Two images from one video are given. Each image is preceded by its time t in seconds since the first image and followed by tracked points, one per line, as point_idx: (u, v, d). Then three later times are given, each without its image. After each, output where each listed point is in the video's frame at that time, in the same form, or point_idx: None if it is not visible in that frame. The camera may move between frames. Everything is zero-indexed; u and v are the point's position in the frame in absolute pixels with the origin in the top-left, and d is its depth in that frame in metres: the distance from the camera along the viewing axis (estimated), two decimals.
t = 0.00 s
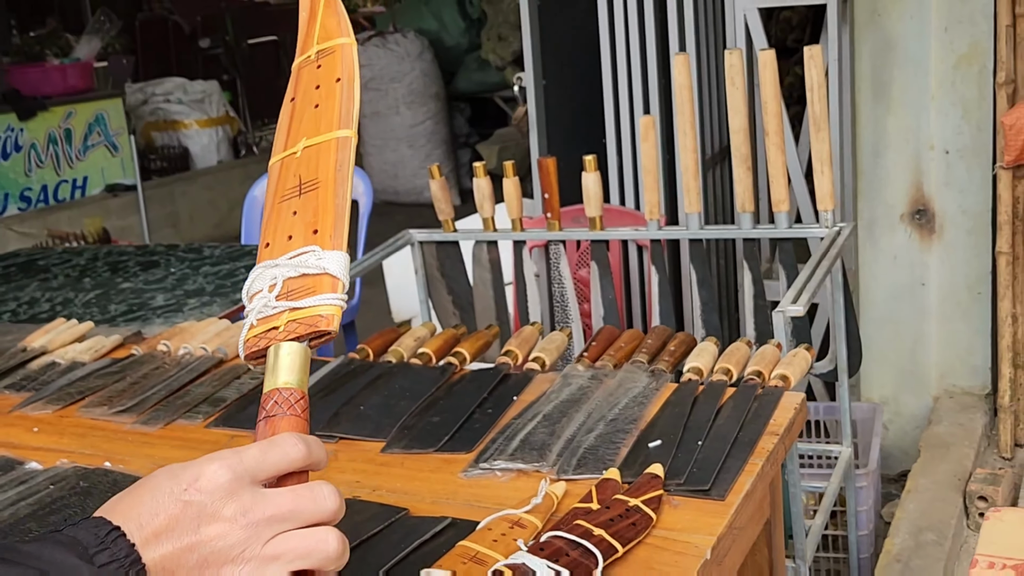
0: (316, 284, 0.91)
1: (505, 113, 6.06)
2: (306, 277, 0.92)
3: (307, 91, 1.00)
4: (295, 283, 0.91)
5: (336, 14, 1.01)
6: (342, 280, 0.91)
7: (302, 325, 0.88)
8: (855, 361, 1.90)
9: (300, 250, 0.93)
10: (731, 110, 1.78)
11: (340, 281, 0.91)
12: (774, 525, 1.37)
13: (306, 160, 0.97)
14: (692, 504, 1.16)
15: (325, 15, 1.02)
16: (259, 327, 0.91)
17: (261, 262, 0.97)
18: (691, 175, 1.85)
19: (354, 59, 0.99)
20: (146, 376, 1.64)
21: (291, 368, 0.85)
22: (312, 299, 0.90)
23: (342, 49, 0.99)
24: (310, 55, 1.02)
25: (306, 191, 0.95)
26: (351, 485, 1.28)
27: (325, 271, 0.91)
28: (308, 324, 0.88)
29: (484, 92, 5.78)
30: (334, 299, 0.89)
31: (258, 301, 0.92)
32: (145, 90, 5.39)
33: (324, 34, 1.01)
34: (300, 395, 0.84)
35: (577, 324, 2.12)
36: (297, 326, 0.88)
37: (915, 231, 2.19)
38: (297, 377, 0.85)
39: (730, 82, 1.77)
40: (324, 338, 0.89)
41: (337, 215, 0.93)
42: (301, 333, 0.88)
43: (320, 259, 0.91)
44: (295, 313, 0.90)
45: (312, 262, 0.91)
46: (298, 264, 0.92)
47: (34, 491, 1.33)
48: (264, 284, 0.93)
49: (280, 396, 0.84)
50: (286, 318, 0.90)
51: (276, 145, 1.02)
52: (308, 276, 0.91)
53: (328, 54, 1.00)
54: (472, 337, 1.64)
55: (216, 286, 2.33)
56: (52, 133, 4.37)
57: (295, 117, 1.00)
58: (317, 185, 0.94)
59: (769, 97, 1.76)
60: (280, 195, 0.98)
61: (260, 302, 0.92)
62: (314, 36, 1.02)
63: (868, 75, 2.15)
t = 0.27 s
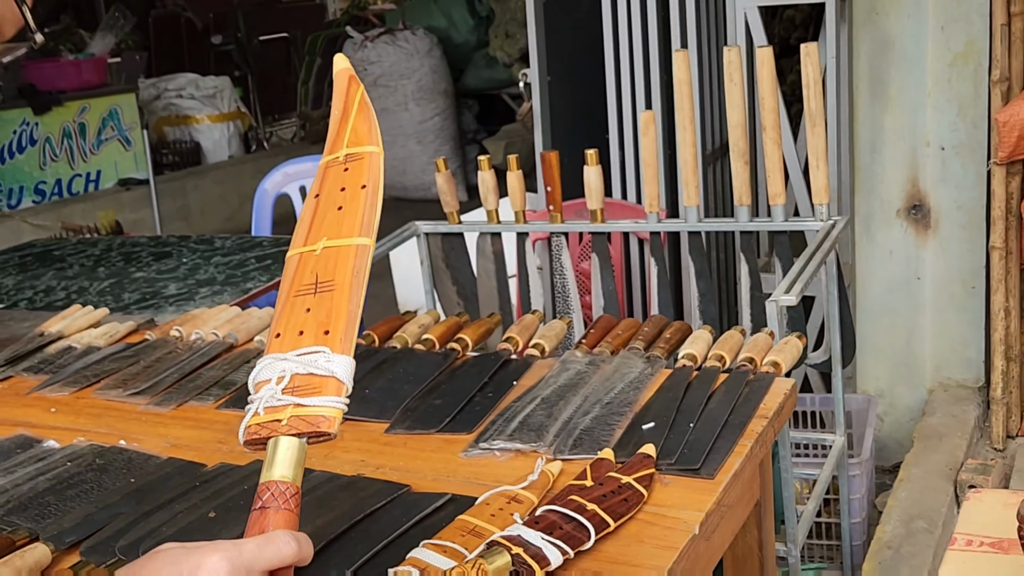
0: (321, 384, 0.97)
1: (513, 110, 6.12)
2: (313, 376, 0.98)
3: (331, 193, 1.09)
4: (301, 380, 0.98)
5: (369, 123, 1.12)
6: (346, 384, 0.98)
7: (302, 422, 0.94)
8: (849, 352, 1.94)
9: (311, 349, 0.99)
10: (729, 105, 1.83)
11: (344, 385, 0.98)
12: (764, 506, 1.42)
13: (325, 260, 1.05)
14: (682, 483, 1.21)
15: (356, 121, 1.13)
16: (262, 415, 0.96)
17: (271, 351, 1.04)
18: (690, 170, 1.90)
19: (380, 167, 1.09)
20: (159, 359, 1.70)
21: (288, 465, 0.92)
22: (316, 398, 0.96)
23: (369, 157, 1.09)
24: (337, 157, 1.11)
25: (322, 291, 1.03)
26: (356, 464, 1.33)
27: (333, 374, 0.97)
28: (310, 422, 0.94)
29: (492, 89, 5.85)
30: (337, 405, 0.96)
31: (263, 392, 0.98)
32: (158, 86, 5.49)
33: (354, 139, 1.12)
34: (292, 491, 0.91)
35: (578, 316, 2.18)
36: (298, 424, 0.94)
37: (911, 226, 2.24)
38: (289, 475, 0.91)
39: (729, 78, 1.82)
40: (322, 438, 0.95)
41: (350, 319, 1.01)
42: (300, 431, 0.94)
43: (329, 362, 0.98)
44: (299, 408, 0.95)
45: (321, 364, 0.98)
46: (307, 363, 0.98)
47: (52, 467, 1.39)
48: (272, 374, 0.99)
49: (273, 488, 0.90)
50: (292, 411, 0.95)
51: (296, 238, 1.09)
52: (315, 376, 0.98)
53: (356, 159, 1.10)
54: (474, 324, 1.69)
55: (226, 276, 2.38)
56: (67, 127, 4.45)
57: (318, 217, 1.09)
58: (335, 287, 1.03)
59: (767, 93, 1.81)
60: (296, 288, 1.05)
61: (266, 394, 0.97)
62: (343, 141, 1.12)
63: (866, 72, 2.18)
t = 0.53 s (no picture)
0: (306, 452, 0.90)
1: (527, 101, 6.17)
2: (300, 441, 0.91)
3: (333, 259, 1.01)
4: (288, 446, 0.90)
5: (377, 193, 1.04)
6: (332, 454, 0.91)
7: (284, 489, 0.87)
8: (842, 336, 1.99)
9: (299, 416, 0.92)
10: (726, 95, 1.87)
11: (330, 454, 0.91)
12: (750, 480, 1.47)
13: (322, 330, 0.98)
14: (667, 454, 1.26)
15: (365, 188, 1.04)
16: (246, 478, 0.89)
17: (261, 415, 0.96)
18: (688, 158, 1.95)
19: (384, 239, 1.02)
20: (171, 336, 1.76)
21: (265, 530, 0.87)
22: (301, 461, 0.89)
23: (374, 228, 1.01)
24: (341, 222, 1.03)
25: (317, 359, 0.96)
26: (357, 434, 1.39)
27: (319, 442, 0.90)
28: (293, 488, 0.88)
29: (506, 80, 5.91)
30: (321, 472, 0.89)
31: (247, 453, 0.91)
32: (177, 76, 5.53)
33: (361, 208, 1.03)
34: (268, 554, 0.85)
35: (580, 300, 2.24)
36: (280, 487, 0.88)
37: (909, 215, 2.28)
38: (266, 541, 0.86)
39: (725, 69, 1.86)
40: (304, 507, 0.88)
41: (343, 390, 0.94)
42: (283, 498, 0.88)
43: (317, 431, 0.91)
44: (282, 475, 0.89)
45: (309, 431, 0.91)
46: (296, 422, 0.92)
47: (68, 436, 1.45)
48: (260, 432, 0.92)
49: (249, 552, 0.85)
50: (275, 477, 0.88)
51: (293, 303, 1.02)
52: (301, 443, 0.91)
53: (361, 229, 1.02)
54: (475, 305, 1.74)
55: (239, 259, 2.45)
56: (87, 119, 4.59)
57: (320, 280, 1.01)
58: (330, 356, 0.95)
59: (763, 84, 1.85)
60: (291, 355, 0.98)
61: (252, 459, 0.90)
62: (349, 207, 1.04)
63: (865, 65, 2.24)
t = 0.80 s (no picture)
0: (287, 510, 0.99)
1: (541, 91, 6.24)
2: (284, 498, 1.00)
3: (366, 329, 1.06)
4: (273, 499, 0.99)
5: (426, 273, 1.08)
6: (309, 515, 0.99)
7: (259, 540, 0.97)
8: (832, 316, 2.05)
9: (290, 474, 1.01)
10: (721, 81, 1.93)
11: (307, 515, 1.00)
12: (732, 448, 1.54)
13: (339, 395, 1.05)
14: (649, 418, 1.34)
15: (417, 266, 1.08)
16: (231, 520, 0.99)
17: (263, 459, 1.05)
18: (685, 142, 2.01)
19: (419, 321, 1.07)
20: (186, 309, 1.85)
21: None
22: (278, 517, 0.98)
23: (413, 311, 1.06)
24: (385, 293, 1.08)
25: (324, 422, 1.04)
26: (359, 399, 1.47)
27: (299, 503, 0.99)
28: (266, 541, 0.97)
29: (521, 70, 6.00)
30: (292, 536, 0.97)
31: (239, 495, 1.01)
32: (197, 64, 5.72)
33: (408, 284, 1.07)
34: None
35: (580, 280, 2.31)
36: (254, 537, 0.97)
37: (903, 201, 2.41)
38: None
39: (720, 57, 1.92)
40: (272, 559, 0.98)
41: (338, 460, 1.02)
42: (256, 547, 0.97)
43: (302, 492, 1.00)
44: (261, 525, 0.98)
45: (294, 491, 1.00)
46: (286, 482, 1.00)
47: (87, 398, 1.54)
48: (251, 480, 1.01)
49: None
50: (254, 525, 0.98)
51: (324, 357, 1.08)
52: (284, 499, 1.00)
53: (402, 306, 1.07)
54: (475, 281, 1.81)
55: (253, 239, 2.53)
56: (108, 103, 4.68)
57: (346, 346, 1.07)
58: (335, 424, 1.03)
59: (757, 72, 1.91)
60: (303, 410, 1.05)
61: (240, 503, 1.00)
62: (395, 281, 1.08)
63: (860, 54, 2.37)
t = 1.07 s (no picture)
0: (266, 525, 1.02)
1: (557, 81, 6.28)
2: (266, 512, 1.03)
3: (377, 361, 1.16)
4: (255, 512, 1.03)
5: (443, 315, 1.18)
6: (285, 534, 1.03)
7: (234, 548, 1.00)
8: (833, 298, 2.10)
9: (275, 489, 1.04)
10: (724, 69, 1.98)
11: (283, 534, 1.03)
12: (729, 423, 1.60)
13: (339, 420, 1.11)
14: (646, 390, 1.39)
15: (435, 308, 1.19)
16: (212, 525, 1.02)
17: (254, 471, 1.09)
18: (689, 128, 2.06)
19: (428, 360, 1.16)
20: (203, 287, 1.91)
21: None
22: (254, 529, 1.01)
23: (425, 347, 1.16)
24: (401, 330, 1.18)
25: (318, 445, 1.09)
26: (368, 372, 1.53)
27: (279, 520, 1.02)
28: (239, 551, 1.00)
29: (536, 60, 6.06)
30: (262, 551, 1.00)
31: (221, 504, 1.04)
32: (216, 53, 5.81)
33: (424, 324, 1.18)
34: None
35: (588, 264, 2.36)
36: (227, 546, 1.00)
37: (906, 187, 2.52)
38: None
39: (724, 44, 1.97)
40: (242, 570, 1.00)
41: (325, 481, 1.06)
42: (229, 556, 1.00)
43: (283, 509, 1.03)
44: (239, 535, 1.01)
45: (276, 507, 1.03)
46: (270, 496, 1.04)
47: (108, 369, 1.60)
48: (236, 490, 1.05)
49: None
50: (232, 534, 1.01)
51: (330, 385, 1.16)
52: (266, 514, 1.03)
53: (415, 343, 1.17)
54: (482, 262, 1.87)
55: (269, 222, 2.60)
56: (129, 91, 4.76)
57: (356, 377, 1.15)
58: (328, 447, 1.08)
59: (760, 60, 1.95)
60: (303, 431, 1.11)
61: (224, 510, 1.03)
62: (413, 319, 1.18)
63: (865, 42, 2.48)
